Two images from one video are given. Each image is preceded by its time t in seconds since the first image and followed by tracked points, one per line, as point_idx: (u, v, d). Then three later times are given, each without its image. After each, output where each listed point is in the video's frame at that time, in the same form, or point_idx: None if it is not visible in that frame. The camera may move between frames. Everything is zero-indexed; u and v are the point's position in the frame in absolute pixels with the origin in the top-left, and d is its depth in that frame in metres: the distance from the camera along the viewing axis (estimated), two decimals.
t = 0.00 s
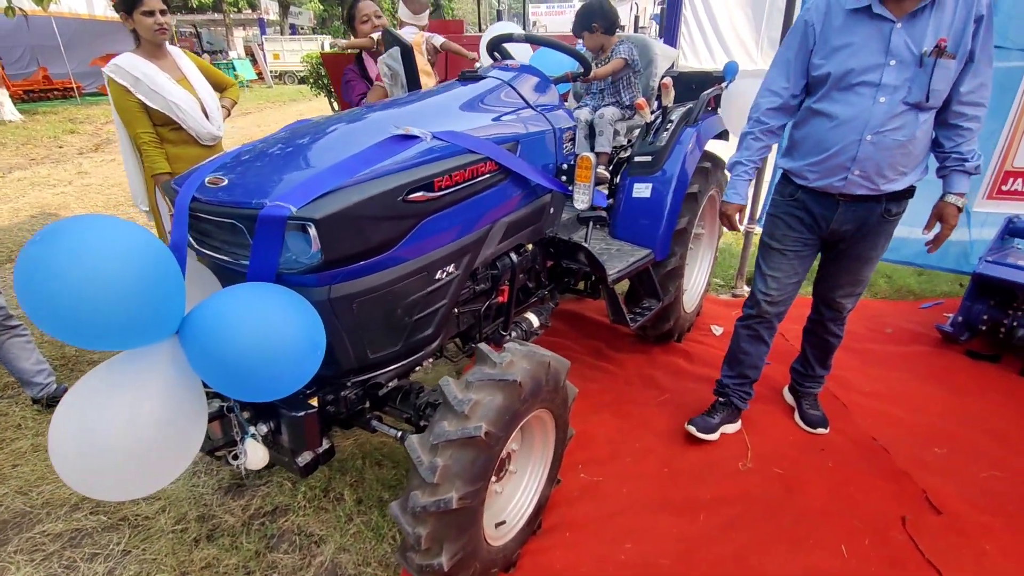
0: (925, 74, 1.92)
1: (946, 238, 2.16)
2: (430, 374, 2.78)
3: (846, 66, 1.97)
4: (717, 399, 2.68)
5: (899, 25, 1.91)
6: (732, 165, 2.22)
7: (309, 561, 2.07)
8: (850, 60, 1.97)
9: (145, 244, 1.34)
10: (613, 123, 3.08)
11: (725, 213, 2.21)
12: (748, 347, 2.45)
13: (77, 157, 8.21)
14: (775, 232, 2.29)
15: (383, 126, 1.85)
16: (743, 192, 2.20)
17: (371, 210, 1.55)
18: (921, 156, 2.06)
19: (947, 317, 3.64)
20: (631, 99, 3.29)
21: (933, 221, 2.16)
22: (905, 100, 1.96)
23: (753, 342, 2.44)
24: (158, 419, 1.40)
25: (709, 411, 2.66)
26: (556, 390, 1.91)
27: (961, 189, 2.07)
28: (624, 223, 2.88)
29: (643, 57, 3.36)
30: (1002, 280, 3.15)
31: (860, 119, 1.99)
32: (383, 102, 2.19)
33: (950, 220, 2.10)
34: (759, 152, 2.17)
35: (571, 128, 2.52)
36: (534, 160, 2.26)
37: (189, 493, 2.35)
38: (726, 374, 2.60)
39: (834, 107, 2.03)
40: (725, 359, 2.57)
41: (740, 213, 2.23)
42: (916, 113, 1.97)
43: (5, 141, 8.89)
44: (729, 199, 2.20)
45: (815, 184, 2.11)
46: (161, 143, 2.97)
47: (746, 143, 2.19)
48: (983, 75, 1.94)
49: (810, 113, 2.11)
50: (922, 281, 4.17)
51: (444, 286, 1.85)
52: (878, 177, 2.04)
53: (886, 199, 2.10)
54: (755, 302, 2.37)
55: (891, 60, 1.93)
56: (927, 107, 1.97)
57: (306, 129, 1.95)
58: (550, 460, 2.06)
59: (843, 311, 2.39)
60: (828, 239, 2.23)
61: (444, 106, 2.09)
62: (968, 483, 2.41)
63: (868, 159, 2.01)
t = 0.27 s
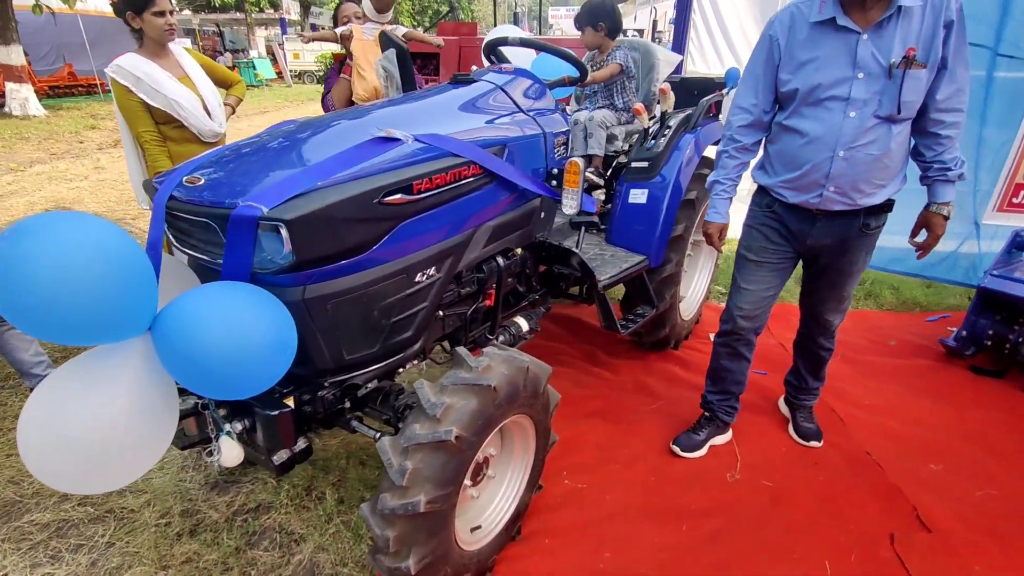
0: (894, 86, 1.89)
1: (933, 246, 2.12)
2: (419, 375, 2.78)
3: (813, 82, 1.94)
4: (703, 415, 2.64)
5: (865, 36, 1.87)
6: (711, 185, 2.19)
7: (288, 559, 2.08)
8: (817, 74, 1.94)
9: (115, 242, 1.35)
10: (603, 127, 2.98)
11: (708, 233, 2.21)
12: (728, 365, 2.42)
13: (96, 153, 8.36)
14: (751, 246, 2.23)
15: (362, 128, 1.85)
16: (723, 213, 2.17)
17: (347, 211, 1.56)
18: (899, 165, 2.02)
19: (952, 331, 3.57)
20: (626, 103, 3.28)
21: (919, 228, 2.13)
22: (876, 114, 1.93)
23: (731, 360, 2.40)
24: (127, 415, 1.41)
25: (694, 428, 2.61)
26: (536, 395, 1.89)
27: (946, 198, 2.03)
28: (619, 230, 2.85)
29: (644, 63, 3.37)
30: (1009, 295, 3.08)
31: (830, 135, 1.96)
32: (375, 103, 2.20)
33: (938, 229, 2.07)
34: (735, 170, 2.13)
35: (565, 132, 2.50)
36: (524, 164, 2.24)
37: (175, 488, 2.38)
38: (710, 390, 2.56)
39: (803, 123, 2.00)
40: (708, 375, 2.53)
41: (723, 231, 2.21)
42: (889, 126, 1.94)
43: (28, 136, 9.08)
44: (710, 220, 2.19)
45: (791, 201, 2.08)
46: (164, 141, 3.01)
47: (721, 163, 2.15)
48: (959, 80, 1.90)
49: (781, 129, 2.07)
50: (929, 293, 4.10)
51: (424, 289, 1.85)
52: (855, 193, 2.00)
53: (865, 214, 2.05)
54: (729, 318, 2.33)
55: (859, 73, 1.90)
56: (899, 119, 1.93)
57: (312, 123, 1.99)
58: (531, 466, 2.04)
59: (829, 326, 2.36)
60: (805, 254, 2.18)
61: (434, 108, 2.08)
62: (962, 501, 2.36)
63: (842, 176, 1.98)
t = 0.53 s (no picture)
0: (878, 73, 1.86)
1: (923, 243, 2.04)
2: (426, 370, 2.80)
3: (795, 72, 1.92)
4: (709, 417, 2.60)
5: (847, 24, 1.86)
6: (696, 181, 2.17)
7: (290, 549, 2.12)
8: (797, 65, 1.91)
9: (117, 230, 1.37)
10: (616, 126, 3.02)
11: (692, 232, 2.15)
12: (729, 368, 2.39)
13: (122, 149, 8.54)
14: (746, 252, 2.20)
15: (367, 123, 1.86)
16: (707, 210, 2.13)
17: (348, 205, 1.57)
18: (887, 158, 1.98)
19: (972, 336, 3.48)
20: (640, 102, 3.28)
21: (907, 225, 2.06)
22: (861, 102, 1.89)
23: (732, 363, 2.37)
24: (129, 403, 1.43)
25: (700, 431, 2.57)
26: (537, 392, 1.89)
27: (934, 191, 1.96)
28: (629, 229, 2.81)
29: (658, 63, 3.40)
30: None
31: (814, 126, 1.93)
32: (385, 98, 2.21)
33: (926, 225, 1.98)
34: (719, 165, 2.12)
35: (575, 130, 2.47)
36: (532, 161, 2.23)
37: (183, 477, 2.42)
38: (714, 394, 2.52)
39: (786, 114, 1.97)
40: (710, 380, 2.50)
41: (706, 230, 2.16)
42: (875, 115, 1.90)
43: (56, 132, 9.29)
44: (694, 216, 2.14)
45: (777, 197, 2.04)
46: (185, 136, 3.06)
47: (705, 159, 2.14)
48: (944, 69, 1.87)
49: (764, 121, 2.04)
50: (950, 298, 4.01)
51: (426, 283, 1.86)
52: (842, 186, 1.96)
53: (854, 209, 2.00)
54: (724, 323, 2.31)
55: (841, 61, 1.87)
56: (885, 107, 1.89)
57: (326, 115, 2.00)
58: (532, 463, 2.04)
59: (834, 332, 2.29)
60: (796, 254, 2.14)
61: (442, 103, 2.09)
62: (976, 510, 2.30)
63: (828, 168, 1.93)
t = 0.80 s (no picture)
0: (870, 70, 1.83)
1: (920, 249, 1.96)
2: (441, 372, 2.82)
3: (785, 71, 1.91)
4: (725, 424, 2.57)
5: (837, 23, 1.85)
6: (694, 187, 2.15)
7: (305, 546, 2.14)
8: (788, 65, 1.90)
9: (141, 229, 1.40)
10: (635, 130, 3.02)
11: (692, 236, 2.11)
12: (740, 374, 2.35)
13: (150, 151, 8.74)
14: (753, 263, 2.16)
15: (386, 126, 1.88)
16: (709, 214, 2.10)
17: (364, 206, 1.59)
18: (883, 159, 1.94)
19: (1000, 346, 3.40)
20: (659, 104, 3.29)
21: (904, 228, 1.98)
22: (853, 100, 1.86)
23: (744, 369, 2.34)
24: (150, 399, 1.47)
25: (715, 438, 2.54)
26: (550, 395, 1.89)
27: (930, 193, 1.89)
28: (646, 233, 2.80)
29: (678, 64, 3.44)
30: None
31: (806, 126, 1.91)
32: (406, 101, 2.23)
33: (923, 229, 1.91)
34: (715, 168, 2.10)
35: (591, 134, 2.46)
36: (548, 165, 2.24)
37: (203, 473, 2.46)
38: (729, 401, 2.48)
39: (778, 115, 1.95)
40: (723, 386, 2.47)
41: (705, 236, 2.12)
42: (868, 114, 1.87)
43: (87, 134, 9.53)
44: (693, 221, 2.11)
45: (770, 199, 2.01)
46: (213, 137, 3.12)
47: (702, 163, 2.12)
48: (937, 68, 1.83)
49: (756, 122, 2.03)
50: (978, 307, 3.93)
51: (442, 285, 1.87)
52: (837, 187, 1.92)
53: (850, 211, 1.96)
54: (731, 330, 2.29)
55: (832, 59, 1.86)
56: (878, 106, 1.86)
57: (347, 117, 2.03)
58: (545, 466, 2.04)
59: (846, 347, 2.19)
60: (794, 260, 2.09)
61: (459, 107, 2.10)
62: (999, 525, 2.24)
63: (821, 168, 1.90)
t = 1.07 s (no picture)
0: (879, 75, 1.80)
1: (931, 255, 1.92)
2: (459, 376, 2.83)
3: (792, 77, 1.89)
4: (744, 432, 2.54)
5: (842, 27, 1.82)
6: (698, 195, 2.18)
7: (322, 547, 2.17)
8: (794, 70, 1.88)
9: (169, 233, 1.44)
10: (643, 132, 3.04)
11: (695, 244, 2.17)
12: (757, 379, 2.33)
13: (174, 155, 8.89)
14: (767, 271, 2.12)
15: (408, 132, 1.90)
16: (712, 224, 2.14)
17: (385, 212, 1.61)
18: (893, 165, 1.90)
19: None
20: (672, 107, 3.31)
21: (913, 235, 1.94)
22: (861, 105, 1.84)
23: (761, 374, 2.31)
24: (177, 399, 1.50)
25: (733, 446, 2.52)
26: (568, 401, 1.90)
27: (940, 199, 1.85)
28: (665, 239, 2.79)
29: (698, 70, 3.48)
30: None
31: (815, 131, 1.88)
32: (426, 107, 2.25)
33: (934, 235, 1.88)
34: (719, 179, 2.12)
35: (611, 140, 2.46)
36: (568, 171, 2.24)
37: (224, 473, 2.50)
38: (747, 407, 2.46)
39: (785, 121, 1.93)
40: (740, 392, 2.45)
41: (708, 243, 2.18)
42: (876, 119, 1.84)
43: (114, 137, 9.73)
44: (696, 231, 2.15)
45: (778, 206, 1.98)
46: (237, 142, 3.17)
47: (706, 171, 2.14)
48: (944, 73, 1.79)
49: (762, 129, 2.00)
50: (1005, 317, 3.85)
51: (461, 290, 1.88)
52: (847, 193, 1.88)
53: (860, 216, 1.91)
54: (746, 335, 2.27)
55: (839, 64, 1.83)
56: (887, 111, 1.83)
57: (366, 125, 2.06)
58: (562, 472, 2.04)
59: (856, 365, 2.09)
60: (801, 265, 2.05)
61: (479, 113, 2.11)
62: None
63: (831, 174, 1.87)
